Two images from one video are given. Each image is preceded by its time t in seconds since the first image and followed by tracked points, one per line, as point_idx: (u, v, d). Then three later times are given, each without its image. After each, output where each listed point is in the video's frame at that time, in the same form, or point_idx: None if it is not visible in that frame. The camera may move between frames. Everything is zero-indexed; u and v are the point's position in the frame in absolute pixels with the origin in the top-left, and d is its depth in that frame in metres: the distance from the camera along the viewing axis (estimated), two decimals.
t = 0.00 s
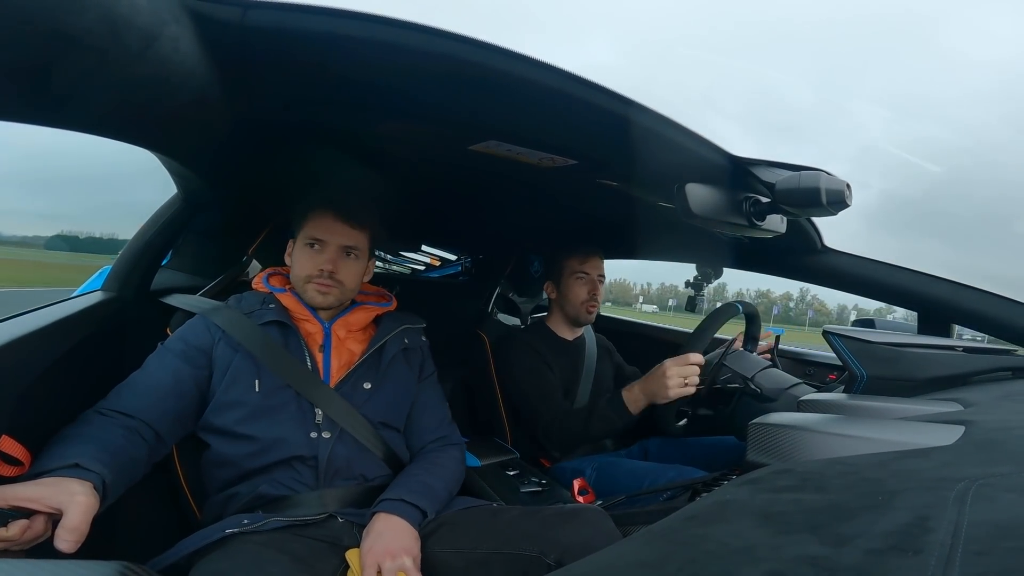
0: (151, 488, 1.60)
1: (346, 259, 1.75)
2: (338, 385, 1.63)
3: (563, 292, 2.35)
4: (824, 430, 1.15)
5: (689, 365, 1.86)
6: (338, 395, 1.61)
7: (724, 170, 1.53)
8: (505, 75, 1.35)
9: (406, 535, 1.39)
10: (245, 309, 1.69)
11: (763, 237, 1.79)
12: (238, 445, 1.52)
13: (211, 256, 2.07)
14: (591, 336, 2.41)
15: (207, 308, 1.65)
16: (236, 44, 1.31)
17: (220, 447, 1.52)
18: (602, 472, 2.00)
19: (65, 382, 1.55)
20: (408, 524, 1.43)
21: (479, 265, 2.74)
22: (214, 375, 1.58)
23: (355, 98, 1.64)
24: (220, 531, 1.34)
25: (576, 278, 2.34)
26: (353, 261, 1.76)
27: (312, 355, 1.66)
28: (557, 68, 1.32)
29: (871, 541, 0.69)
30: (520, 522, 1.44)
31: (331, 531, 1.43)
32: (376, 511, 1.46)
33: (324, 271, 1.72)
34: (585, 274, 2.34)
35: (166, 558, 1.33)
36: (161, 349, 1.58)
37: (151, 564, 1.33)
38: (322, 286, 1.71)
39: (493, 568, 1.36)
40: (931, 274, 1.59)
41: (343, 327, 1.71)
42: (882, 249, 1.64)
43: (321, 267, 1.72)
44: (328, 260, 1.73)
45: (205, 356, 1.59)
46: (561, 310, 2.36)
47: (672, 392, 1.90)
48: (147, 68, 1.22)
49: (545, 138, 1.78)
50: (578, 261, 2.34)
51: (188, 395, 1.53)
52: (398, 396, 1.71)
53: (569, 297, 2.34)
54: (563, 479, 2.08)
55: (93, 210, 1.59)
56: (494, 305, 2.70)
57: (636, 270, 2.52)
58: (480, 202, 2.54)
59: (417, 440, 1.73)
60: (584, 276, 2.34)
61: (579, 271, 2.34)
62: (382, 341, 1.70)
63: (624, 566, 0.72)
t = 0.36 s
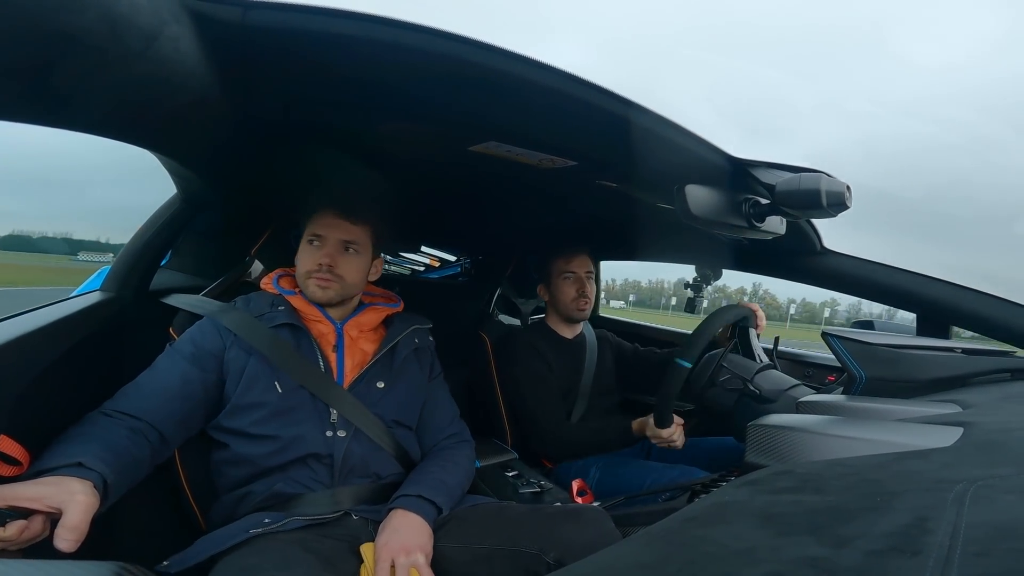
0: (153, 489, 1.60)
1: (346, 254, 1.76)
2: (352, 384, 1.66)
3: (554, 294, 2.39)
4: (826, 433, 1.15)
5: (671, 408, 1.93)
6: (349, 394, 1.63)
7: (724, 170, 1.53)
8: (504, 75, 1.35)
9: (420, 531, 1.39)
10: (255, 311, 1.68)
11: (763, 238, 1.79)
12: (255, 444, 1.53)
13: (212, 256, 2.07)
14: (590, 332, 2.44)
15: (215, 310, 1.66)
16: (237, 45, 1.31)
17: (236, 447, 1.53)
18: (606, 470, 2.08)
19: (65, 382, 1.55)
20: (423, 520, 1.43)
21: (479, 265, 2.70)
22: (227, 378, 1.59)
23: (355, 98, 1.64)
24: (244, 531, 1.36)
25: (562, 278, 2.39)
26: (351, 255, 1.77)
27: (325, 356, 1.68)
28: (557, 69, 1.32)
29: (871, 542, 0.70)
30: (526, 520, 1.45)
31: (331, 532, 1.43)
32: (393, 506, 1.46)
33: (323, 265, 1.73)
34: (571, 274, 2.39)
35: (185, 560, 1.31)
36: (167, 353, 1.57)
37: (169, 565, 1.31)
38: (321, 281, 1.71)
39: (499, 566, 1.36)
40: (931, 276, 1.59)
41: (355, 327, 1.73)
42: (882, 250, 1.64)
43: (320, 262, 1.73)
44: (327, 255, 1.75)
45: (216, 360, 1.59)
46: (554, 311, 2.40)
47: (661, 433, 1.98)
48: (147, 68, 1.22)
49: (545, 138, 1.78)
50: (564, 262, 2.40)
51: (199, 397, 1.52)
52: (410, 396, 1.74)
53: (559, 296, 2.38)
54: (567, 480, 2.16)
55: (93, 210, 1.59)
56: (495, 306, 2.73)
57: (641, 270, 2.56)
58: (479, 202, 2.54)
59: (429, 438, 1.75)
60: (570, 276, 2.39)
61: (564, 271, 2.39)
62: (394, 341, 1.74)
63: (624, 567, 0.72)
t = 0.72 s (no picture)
0: (156, 488, 1.60)
1: (362, 259, 1.77)
2: (362, 384, 1.67)
3: (559, 297, 2.40)
4: (829, 433, 1.15)
5: (666, 417, 1.97)
6: (358, 393, 1.64)
7: (725, 170, 1.53)
8: (505, 75, 1.35)
9: (425, 531, 1.39)
10: (263, 312, 1.69)
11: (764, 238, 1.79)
12: (263, 443, 1.53)
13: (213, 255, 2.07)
14: (593, 333, 2.45)
15: (222, 310, 1.66)
16: (237, 45, 1.31)
17: (243, 446, 1.53)
18: (609, 470, 2.08)
19: (68, 382, 1.55)
20: (428, 520, 1.43)
21: (479, 265, 2.71)
22: (236, 378, 1.59)
23: (355, 98, 1.64)
24: (254, 529, 1.37)
25: (568, 283, 2.38)
26: (368, 262, 1.78)
27: (336, 355, 1.68)
28: (557, 69, 1.32)
29: (871, 542, 0.70)
30: (528, 519, 1.45)
31: (334, 531, 1.44)
32: (399, 504, 1.47)
33: (340, 270, 1.73)
34: (577, 278, 2.38)
35: (196, 559, 1.31)
36: (174, 353, 1.57)
37: (179, 565, 1.30)
38: (339, 287, 1.72)
39: (502, 565, 1.37)
40: (930, 275, 1.59)
41: (366, 327, 1.75)
42: (882, 249, 1.64)
43: (337, 266, 1.73)
44: (343, 260, 1.75)
45: (224, 360, 1.59)
46: (559, 314, 2.41)
47: (662, 437, 2.05)
48: (148, 68, 1.22)
49: (546, 139, 1.78)
50: (569, 266, 2.39)
51: (206, 397, 1.52)
52: (418, 396, 1.74)
53: (564, 300, 2.39)
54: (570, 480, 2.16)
55: (96, 210, 1.60)
56: (496, 306, 2.70)
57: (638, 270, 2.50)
58: (481, 202, 2.54)
59: (434, 438, 1.76)
60: (576, 280, 2.38)
61: (571, 276, 2.37)
62: (404, 341, 1.75)
63: (624, 567, 0.72)
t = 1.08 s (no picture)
0: (156, 489, 1.60)
1: (367, 254, 1.79)
2: (360, 383, 1.67)
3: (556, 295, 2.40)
4: (828, 433, 1.15)
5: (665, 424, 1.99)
6: (357, 393, 1.64)
7: (725, 171, 1.53)
8: (504, 75, 1.35)
9: (424, 530, 1.39)
10: (261, 312, 1.69)
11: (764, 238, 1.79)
12: (263, 443, 1.53)
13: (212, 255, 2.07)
14: (591, 332, 2.44)
15: (220, 310, 1.66)
16: (237, 45, 1.31)
17: (242, 446, 1.53)
18: (608, 470, 2.08)
19: (67, 382, 1.55)
20: (428, 519, 1.43)
21: (479, 265, 2.69)
22: (233, 378, 1.59)
23: (355, 98, 1.64)
24: (253, 528, 1.37)
25: (565, 281, 2.39)
26: (373, 256, 1.80)
27: (334, 355, 1.68)
28: (556, 68, 1.32)
29: (871, 542, 0.70)
30: (527, 519, 1.45)
31: (333, 531, 1.43)
32: (399, 504, 1.47)
33: (348, 266, 1.75)
34: (572, 276, 2.39)
35: (197, 559, 1.31)
36: (170, 352, 1.57)
37: (180, 564, 1.30)
38: (348, 281, 1.74)
39: (501, 565, 1.37)
40: (929, 274, 1.59)
41: (363, 327, 1.74)
42: (881, 250, 1.64)
43: (344, 262, 1.75)
44: (350, 255, 1.77)
45: (221, 359, 1.59)
46: (557, 312, 2.41)
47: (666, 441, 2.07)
48: (147, 68, 1.22)
49: (546, 139, 1.78)
50: (563, 266, 2.40)
51: (203, 397, 1.52)
52: (417, 396, 1.74)
53: (562, 299, 2.39)
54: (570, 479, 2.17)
55: (97, 210, 1.60)
56: (496, 306, 2.72)
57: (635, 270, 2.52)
58: (480, 202, 2.54)
59: (433, 437, 1.76)
60: (572, 278, 2.39)
61: (566, 274, 2.39)
62: (402, 341, 1.75)
63: (624, 567, 0.72)
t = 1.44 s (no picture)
0: (156, 489, 1.60)
1: (369, 255, 1.80)
2: (360, 383, 1.66)
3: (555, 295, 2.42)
4: (828, 433, 1.15)
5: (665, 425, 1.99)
6: (357, 393, 1.64)
7: (725, 171, 1.53)
8: (504, 75, 1.34)
9: (424, 530, 1.39)
10: (260, 311, 1.69)
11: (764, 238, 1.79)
12: (263, 443, 1.54)
13: (212, 255, 2.07)
14: (590, 331, 2.45)
15: (220, 310, 1.66)
16: (237, 45, 1.31)
17: (243, 445, 1.53)
18: (609, 470, 2.08)
19: (67, 381, 1.55)
20: (427, 518, 1.43)
21: (479, 265, 2.69)
22: (233, 377, 1.59)
23: (354, 98, 1.64)
24: (254, 528, 1.37)
25: (562, 281, 2.40)
26: (375, 258, 1.81)
27: (334, 354, 1.68)
28: (556, 69, 1.32)
29: (872, 543, 0.70)
30: (527, 519, 1.45)
31: (334, 531, 1.43)
32: (399, 503, 1.47)
33: (353, 268, 1.76)
34: (570, 276, 2.40)
35: (198, 558, 1.31)
36: (169, 351, 1.57)
37: (181, 562, 1.30)
38: (352, 283, 1.75)
39: (501, 564, 1.37)
40: (930, 275, 1.59)
41: (363, 326, 1.74)
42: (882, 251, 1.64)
43: (348, 264, 1.75)
44: (355, 257, 1.77)
45: (220, 358, 1.59)
46: (557, 312, 2.43)
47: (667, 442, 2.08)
48: (148, 68, 1.22)
49: (547, 139, 1.78)
50: (560, 267, 2.41)
51: (202, 396, 1.52)
52: (417, 396, 1.74)
53: (560, 298, 2.41)
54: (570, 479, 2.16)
55: (98, 211, 1.60)
56: (496, 306, 2.73)
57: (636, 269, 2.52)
58: (480, 202, 2.54)
59: (434, 437, 1.75)
60: (569, 278, 2.40)
61: (563, 274, 2.40)
62: (402, 341, 1.75)
63: (625, 568, 0.72)
